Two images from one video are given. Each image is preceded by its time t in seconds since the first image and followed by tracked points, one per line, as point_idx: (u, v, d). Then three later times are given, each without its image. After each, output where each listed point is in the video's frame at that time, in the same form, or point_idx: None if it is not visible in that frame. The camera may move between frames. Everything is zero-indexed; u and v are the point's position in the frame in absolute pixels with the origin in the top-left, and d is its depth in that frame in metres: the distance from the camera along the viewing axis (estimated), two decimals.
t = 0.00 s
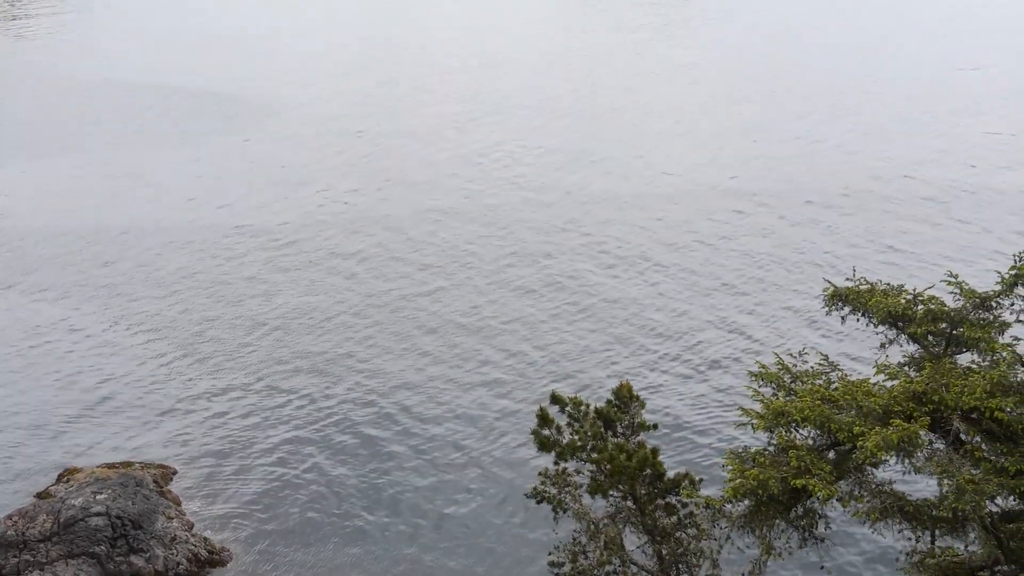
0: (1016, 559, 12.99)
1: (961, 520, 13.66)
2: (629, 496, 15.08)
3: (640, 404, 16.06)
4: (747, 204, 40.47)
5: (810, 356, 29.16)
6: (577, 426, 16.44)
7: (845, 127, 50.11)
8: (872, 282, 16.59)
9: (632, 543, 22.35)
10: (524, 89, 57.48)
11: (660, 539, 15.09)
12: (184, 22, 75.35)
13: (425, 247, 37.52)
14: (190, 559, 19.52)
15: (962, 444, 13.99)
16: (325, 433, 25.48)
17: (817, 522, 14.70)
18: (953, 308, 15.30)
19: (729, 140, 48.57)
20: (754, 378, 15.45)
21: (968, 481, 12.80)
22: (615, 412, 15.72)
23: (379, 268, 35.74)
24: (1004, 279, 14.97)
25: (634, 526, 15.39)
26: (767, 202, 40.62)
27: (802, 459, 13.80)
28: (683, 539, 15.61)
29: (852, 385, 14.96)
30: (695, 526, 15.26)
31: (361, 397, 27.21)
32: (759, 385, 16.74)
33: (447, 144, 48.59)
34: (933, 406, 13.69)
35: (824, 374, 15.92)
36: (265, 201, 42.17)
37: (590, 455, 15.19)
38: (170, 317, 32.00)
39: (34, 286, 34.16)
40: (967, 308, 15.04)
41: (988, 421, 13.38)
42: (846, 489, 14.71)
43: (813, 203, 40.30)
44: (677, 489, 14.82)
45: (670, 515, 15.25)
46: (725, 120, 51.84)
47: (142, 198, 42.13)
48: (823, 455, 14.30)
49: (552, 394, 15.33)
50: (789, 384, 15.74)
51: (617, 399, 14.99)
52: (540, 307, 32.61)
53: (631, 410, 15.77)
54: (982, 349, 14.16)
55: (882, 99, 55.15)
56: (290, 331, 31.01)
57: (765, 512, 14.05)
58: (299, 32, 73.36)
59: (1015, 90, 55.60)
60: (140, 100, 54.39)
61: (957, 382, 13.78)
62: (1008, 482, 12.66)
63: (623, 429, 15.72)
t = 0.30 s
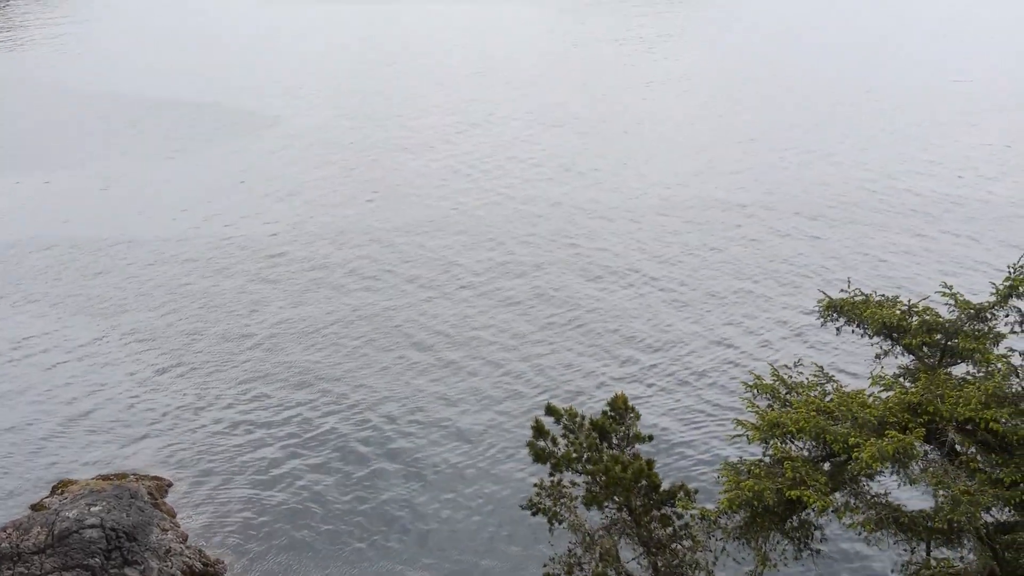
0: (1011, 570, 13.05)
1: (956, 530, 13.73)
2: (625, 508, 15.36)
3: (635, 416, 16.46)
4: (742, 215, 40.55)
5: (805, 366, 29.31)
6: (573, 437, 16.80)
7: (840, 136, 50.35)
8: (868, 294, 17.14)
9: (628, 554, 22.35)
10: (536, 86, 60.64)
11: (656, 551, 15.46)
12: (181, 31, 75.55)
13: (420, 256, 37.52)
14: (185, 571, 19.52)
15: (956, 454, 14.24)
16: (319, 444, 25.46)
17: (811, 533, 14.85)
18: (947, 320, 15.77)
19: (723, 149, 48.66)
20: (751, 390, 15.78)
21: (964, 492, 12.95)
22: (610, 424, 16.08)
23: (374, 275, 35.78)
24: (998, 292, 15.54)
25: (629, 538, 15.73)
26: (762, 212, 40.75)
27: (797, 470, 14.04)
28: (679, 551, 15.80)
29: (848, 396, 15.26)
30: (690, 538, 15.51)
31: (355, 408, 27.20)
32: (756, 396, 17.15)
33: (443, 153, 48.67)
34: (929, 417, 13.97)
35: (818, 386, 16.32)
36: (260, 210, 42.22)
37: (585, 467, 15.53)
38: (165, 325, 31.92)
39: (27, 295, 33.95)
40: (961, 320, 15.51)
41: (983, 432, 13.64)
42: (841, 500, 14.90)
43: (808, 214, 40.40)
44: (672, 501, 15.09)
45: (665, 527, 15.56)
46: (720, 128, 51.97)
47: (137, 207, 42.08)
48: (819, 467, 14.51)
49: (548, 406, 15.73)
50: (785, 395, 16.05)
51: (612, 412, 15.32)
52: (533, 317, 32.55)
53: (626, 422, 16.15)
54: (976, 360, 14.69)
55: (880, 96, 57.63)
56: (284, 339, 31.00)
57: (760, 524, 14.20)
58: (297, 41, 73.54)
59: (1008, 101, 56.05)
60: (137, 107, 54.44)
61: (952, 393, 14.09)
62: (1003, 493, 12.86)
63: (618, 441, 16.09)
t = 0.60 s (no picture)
0: None
1: (952, 541, 13.74)
2: (620, 519, 15.52)
3: (631, 427, 16.68)
4: (736, 226, 40.61)
5: (801, 377, 29.35)
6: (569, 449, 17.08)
7: (835, 146, 50.52)
8: (863, 306, 17.43)
9: (627, 565, 22.06)
10: (541, 87, 63.28)
11: (652, 563, 15.62)
12: (177, 44, 75.74)
13: (415, 267, 37.53)
14: None
15: (952, 465, 14.36)
16: (314, 456, 25.44)
17: (806, 544, 14.99)
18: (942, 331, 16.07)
19: (718, 160, 48.66)
20: (746, 401, 16.05)
21: (959, 504, 13.14)
22: (606, 435, 16.36)
23: (369, 285, 35.88)
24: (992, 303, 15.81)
25: (624, 549, 15.91)
26: (756, 223, 40.84)
27: (793, 482, 14.14)
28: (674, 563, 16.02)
29: (843, 407, 15.45)
30: (686, 549, 15.67)
31: (349, 420, 27.19)
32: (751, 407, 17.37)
33: (437, 164, 48.71)
34: (924, 428, 14.15)
35: (814, 397, 16.51)
36: (255, 221, 42.25)
37: (581, 478, 15.83)
38: (160, 336, 31.89)
39: (21, 307, 33.86)
40: (956, 331, 15.74)
41: (978, 443, 13.81)
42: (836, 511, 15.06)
43: (804, 225, 40.47)
44: (668, 511, 15.23)
45: (660, 539, 15.73)
46: (714, 139, 52.05)
47: (133, 218, 42.07)
48: (815, 478, 14.67)
49: (544, 418, 15.98)
50: (779, 406, 16.29)
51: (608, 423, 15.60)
52: (527, 328, 32.54)
53: (622, 434, 16.40)
54: (973, 371, 14.89)
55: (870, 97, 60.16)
56: (279, 350, 31.05)
57: (756, 534, 14.36)
58: (291, 54, 73.68)
59: (1002, 111, 56.35)
60: (132, 118, 54.49)
61: (947, 404, 14.26)
62: (998, 504, 13.05)
63: (614, 451, 16.32)
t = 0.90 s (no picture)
0: None
1: (947, 552, 13.86)
2: (616, 531, 15.68)
3: (626, 438, 16.80)
4: (729, 237, 40.72)
5: (796, 389, 29.42)
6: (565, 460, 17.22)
7: (829, 153, 51.34)
8: (858, 316, 17.83)
9: None
10: (545, 89, 66.06)
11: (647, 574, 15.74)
12: (172, 57, 75.90)
13: (408, 278, 37.55)
14: None
15: (947, 476, 14.61)
16: (308, 469, 25.47)
17: (802, 555, 15.11)
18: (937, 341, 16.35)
19: (711, 172, 48.78)
20: (743, 412, 16.39)
21: (954, 514, 13.27)
22: (601, 446, 16.49)
23: (364, 295, 35.97)
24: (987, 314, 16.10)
25: (620, 560, 16.19)
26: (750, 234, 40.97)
27: (788, 493, 14.26)
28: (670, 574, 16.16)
29: (838, 418, 15.78)
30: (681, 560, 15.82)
31: (343, 432, 27.23)
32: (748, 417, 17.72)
33: (432, 175, 48.78)
34: (919, 439, 14.28)
35: (809, 408, 16.78)
36: (248, 231, 42.28)
37: (576, 489, 15.96)
38: (155, 347, 31.90)
39: (16, 318, 33.82)
40: (951, 341, 16.06)
41: (973, 454, 14.00)
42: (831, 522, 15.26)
43: (798, 236, 40.57)
44: (663, 523, 15.34)
45: (656, 550, 15.85)
46: (708, 151, 52.15)
47: (127, 228, 42.05)
48: (810, 488, 14.90)
49: (539, 429, 16.14)
50: (775, 417, 16.59)
51: (602, 434, 15.75)
52: (520, 340, 32.59)
53: (617, 445, 16.53)
54: (968, 381, 15.18)
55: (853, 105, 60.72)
56: (273, 361, 31.13)
57: (752, 546, 14.48)
58: (285, 67, 73.77)
59: (996, 121, 56.57)
60: (127, 130, 54.56)
61: (943, 415, 14.42)
62: (992, 514, 13.18)
63: (609, 462, 16.46)
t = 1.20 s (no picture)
0: None
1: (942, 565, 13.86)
2: (611, 544, 15.77)
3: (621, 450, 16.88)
4: (724, 249, 40.90)
5: (789, 401, 29.48)
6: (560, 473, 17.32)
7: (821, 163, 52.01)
8: (851, 328, 18.06)
9: None
10: (541, 98, 67.80)
11: None
12: (168, 70, 76.21)
13: (404, 290, 37.66)
14: None
15: (941, 489, 14.74)
16: (303, 481, 25.52)
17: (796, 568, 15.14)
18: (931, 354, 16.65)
19: (706, 184, 49.02)
20: (738, 424, 16.58)
21: (948, 526, 13.30)
22: (596, 459, 16.57)
23: (360, 308, 36.11)
24: (981, 326, 16.43)
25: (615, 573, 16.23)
26: (744, 246, 41.15)
27: (782, 505, 14.33)
28: None
29: (832, 430, 16.00)
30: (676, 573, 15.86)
31: (338, 444, 27.29)
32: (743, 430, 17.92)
33: (424, 188, 49.00)
34: (913, 451, 14.44)
35: (803, 420, 17.07)
36: (244, 242, 42.37)
37: (570, 503, 16.04)
38: (150, 360, 31.92)
39: (10, 330, 33.83)
40: (945, 353, 16.36)
41: (967, 466, 14.15)
42: (827, 535, 15.39)
43: (793, 248, 40.78)
44: (657, 536, 15.39)
45: (650, 563, 15.89)
46: (703, 163, 52.40)
47: (122, 239, 42.09)
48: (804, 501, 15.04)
49: (533, 441, 16.29)
50: (769, 429, 16.81)
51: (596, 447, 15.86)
52: (515, 352, 32.70)
53: (611, 457, 16.61)
54: (961, 393, 15.49)
55: (853, 113, 62.35)
56: (269, 373, 31.20)
57: (746, 559, 14.50)
58: (281, 80, 74.11)
59: (989, 132, 56.99)
60: (123, 143, 54.75)
61: (937, 427, 14.57)
62: (987, 526, 13.23)
63: (603, 475, 16.55)
